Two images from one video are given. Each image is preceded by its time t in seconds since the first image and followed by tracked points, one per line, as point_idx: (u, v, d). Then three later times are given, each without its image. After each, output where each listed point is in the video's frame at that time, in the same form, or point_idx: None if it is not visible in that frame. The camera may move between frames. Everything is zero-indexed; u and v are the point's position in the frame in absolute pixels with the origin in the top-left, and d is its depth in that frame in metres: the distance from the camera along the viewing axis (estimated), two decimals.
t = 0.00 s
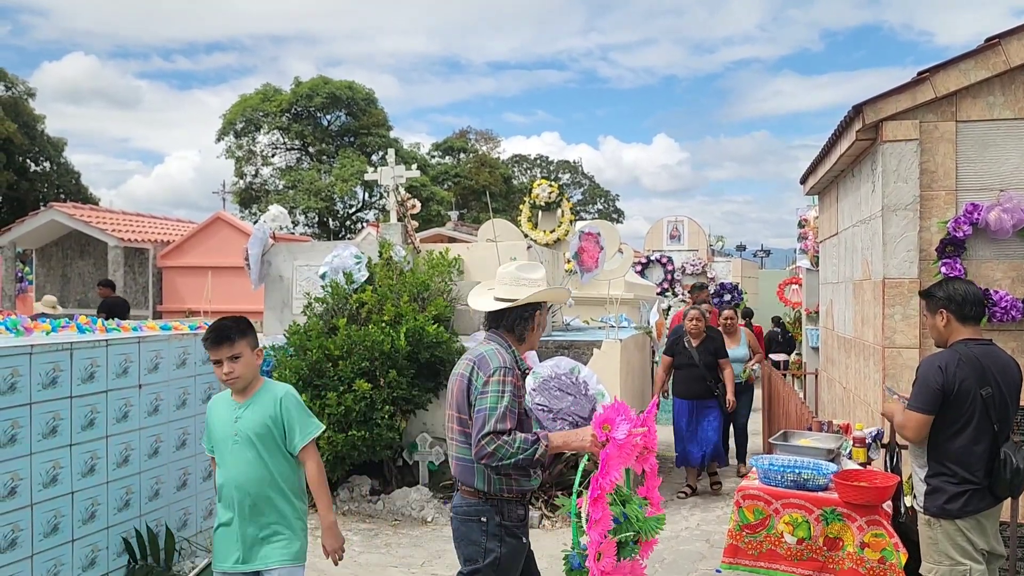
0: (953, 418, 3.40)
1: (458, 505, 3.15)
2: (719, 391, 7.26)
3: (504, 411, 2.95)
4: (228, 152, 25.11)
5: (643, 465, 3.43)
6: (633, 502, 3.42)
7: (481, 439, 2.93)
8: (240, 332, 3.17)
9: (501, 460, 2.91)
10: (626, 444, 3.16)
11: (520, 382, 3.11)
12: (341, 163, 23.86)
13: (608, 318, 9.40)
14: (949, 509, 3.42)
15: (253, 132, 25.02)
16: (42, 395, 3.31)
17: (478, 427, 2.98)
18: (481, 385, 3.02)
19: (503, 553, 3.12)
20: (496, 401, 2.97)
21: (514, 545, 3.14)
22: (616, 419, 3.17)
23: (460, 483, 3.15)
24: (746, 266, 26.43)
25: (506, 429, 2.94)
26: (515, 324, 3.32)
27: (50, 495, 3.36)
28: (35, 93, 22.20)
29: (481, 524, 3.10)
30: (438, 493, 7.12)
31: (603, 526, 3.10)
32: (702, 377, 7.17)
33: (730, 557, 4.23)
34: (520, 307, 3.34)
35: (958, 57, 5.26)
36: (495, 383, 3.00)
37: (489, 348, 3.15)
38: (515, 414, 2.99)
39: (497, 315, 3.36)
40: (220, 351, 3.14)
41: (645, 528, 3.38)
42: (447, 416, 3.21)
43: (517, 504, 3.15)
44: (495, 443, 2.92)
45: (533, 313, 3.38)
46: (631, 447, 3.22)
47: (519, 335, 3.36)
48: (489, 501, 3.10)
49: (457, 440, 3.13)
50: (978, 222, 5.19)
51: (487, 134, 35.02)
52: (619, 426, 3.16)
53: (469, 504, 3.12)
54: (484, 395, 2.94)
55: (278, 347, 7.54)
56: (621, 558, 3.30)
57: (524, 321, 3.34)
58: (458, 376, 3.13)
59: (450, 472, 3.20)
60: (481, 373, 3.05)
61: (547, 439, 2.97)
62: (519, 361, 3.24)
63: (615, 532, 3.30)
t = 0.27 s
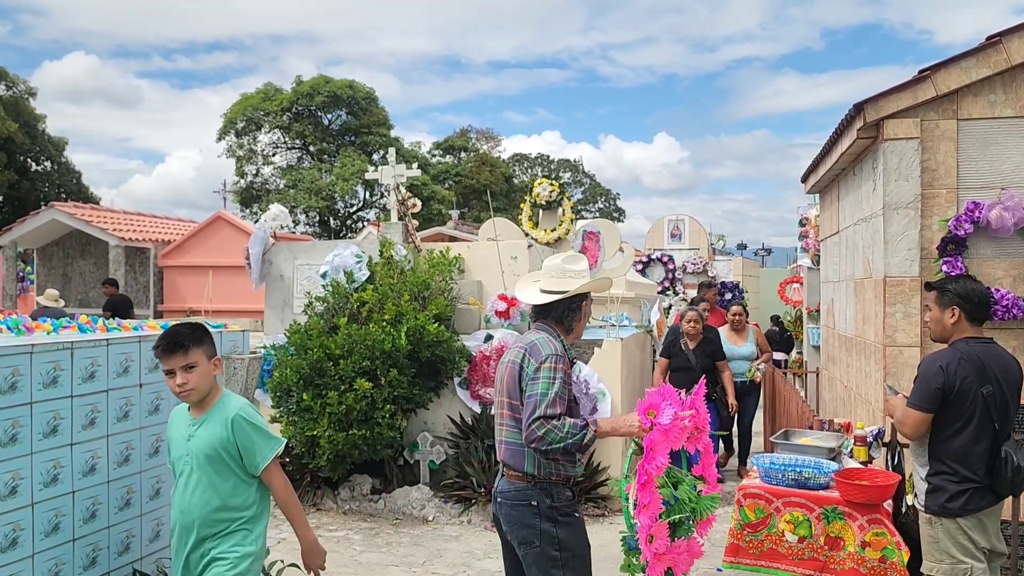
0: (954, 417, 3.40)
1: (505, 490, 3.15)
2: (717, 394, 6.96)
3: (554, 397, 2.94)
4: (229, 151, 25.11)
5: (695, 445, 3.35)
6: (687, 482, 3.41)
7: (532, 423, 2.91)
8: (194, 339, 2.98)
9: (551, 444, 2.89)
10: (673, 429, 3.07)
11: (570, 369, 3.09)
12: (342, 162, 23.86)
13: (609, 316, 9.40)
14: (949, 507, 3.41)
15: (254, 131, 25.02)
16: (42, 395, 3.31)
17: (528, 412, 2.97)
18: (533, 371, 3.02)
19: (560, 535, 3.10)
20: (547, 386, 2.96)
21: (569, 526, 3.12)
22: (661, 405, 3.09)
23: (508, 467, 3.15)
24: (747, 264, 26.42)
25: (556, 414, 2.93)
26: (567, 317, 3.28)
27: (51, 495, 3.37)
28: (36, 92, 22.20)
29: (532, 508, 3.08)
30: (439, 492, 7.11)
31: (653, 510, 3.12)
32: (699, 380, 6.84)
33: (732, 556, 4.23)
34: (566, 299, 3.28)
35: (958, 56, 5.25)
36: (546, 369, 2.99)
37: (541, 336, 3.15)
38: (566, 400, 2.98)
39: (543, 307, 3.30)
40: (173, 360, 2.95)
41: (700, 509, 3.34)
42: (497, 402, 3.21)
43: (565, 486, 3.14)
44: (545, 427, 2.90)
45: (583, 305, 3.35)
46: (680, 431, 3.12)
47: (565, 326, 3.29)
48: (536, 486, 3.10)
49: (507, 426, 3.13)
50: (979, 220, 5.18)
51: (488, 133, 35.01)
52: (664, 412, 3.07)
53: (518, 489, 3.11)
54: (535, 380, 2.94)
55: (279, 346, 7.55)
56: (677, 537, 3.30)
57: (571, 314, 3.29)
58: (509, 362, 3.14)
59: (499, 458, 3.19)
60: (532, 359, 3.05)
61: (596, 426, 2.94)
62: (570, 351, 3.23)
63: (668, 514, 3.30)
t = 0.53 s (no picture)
0: (956, 414, 3.39)
1: (549, 491, 3.22)
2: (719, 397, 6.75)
3: (600, 401, 3.01)
4: (230, 149, 25.10)
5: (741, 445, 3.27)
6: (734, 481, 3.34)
7: (579, 428, 2.98)
8: (157, 341, 2.76)
9: (600, 448, 2.95)
10: (722, 429, 3.08)
11: (614, 372, 3.16)
12: (342, 160, 23.86)
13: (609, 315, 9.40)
14: (950, 505, 3.41)
15: (254, 130, 25.02)
16: (43, 394, 3.31)
17: (574, 416, 3.04)
18: (578, 374, 3.08)
19: (603, 537, 3.18)
20: (592, 389, 3.03)
21: (611, 528, 3.19)
22: (709, 407, 3.12)
23: (552, 468, 3.22)
24: (747, 262, 26.42)
25: (604, 418, 2.99)
26: (612, 319, 3.36)
27: (52, 494, 3.37)
28: (37, 91, 22.19)
29: (574, 510, 3.16)
30: (440, 490, 7.12)
31: (706, 511, 3.11)
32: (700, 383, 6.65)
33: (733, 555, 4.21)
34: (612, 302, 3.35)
35: (960, 53, 5.25)
36: (591, 372, 3.06)
37: (584, 338, 3.21)
38: (612, 403, 3.05)
39: (591, 308, 3.38)
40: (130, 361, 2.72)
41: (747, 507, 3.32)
42: (542, 403, 3.28)
43: (607, 488, 3.22)
44: (593, 431, 2.97)
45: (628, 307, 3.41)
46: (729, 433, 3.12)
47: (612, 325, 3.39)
48: (579, 488, 3.17)
49: (551, 427, 3.21)
50: (980, 218, 5.18)
51: (489, 131, 35.00)
52: (713, 413, 3.09)
53: (561, 490, 3.19)
54: (582, 385, 3.00)
55: (279, 345, 7.55)
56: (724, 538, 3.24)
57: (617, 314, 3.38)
58: (553, 365, 3.21)
59: (543, 459, 3.27)
60: (577, 362, 3.12)
61: (643, 429, 3.00)
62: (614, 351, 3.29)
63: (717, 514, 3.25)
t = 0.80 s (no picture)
0: (958, 412, 3.39)
1: (590, 490, 3.24)
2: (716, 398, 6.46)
3: (638, 405, 2.99)
4: (229, 148, 25.09)
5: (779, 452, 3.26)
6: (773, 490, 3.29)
7: (619, 434, 2.97)
8: (79, 348, 2.44)
9: (640, 454, 2.95)
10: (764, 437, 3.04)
11: (651, 372, 3.13)
12: (342, 159, 23.85)
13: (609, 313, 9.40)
14: (952, 504, 3.41)
15: (254, 129, 25.00)
16: (43, 392, 3.31)
17: (613, 421, 3.02)
18: (614, 377, 3.06)
19: (642, 537, 3.17)
20: (630, 393, 3.01)
21: (651, 528, 3.18)
22: (754, 412, 3.05)
23: (593, 468, 3.24)
24: (747, 261, 26.42)
25: (643, 423, 2.98)
26: (651, 310, 3.34)
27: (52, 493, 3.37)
28: (36, 90, 22.18)
29: (616, 508, 3.16)
30: (440, 489, 7.12)
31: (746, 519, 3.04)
32: (696, 381, 6.38)
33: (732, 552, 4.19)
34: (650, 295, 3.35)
35: (960, 52, 5.25)
36: (627, 375, 3.04)
37: (620, 337, 3.18)
38: (650, 406, 3.03)
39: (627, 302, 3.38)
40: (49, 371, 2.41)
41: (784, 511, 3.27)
42: (580, 403, 3.28)
43: (651, 487, 3.20)
44: (633, 438, 2.95)
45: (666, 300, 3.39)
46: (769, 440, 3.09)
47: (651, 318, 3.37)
48: (620, 487, 3.16)
49: (591, 429, 3.21)
50: (980, 216, 5.17)
51: (489, 129, 34.99)
52: (756, 420, 3.04)
53: (602, 488, 3.19)
54: (619, 389, 2.98)
55: (279, 344, 7.55)
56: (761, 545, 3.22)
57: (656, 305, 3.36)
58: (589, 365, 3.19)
59: (584, 458, 3.28)
60: (613, 364, 3.09)
61: (684, 434, 2.98)
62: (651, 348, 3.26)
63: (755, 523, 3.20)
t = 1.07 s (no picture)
0: (959, 411, 3.39)
1: (624, 487, 3.33)
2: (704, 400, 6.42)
3: (676, 406, 3.06)
4: (229, 147, 25.08)
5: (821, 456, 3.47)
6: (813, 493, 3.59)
7: (658, 436, 3.04)
8: None
9: (679, 457, 3.02)
10: (807, 443, 3.24)
11: (691, 373, 3.19)
12: (342, 158, 23.85)
13: (609, 311, 9.40)
14: (953, 502, 3.41)
15: (254, 128, 24.99)
16: (43, 391, 3.31)
17: (652, 422, 3.09)
18: (654, 378, 3.13)
19: (670, 537, 3.24)
20: (669, 394, 3.08)
21: (680, 529, 3.25)
22: (796, 418, 3.25)
23: (630, 467, 3.33)
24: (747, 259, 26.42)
25: (683, 426, 3.05)
26: (686, 303, 3.45)
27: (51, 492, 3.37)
28: (36, 89, 22.17)
29: (647, 507, 3.24)
30: (440, 488, 7.11)
31: (787, 526, 3.38)
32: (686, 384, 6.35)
33: (730, 552, 4.15)
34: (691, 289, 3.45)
35: (960, 50, 5.24)
36: (666, 376, 3.10)
37: (661, 337, 3.24)
38: (690, 409, 3.09)
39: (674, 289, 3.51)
40: None
41: (829, 520, 3.54)
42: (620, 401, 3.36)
43: (684, 490, 3.26)
44: (672, 441, 3.03)
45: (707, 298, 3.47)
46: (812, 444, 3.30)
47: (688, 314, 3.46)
48: (654, 487, 3.25)
49: (629, 427, 3.28)
50: (980, 214, 5.17)
51: (489, 128, 34.99)
52: (799, 425, 3.23)
53: (637, 487, 3.28)
54: (658, 390, 3.05)
55: (279, 343, 7.55)
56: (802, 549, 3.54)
57: (693, 303, 3.46)
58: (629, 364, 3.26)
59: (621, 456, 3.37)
60: (653, 364, 3.16)
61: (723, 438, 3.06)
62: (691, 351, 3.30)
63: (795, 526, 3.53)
